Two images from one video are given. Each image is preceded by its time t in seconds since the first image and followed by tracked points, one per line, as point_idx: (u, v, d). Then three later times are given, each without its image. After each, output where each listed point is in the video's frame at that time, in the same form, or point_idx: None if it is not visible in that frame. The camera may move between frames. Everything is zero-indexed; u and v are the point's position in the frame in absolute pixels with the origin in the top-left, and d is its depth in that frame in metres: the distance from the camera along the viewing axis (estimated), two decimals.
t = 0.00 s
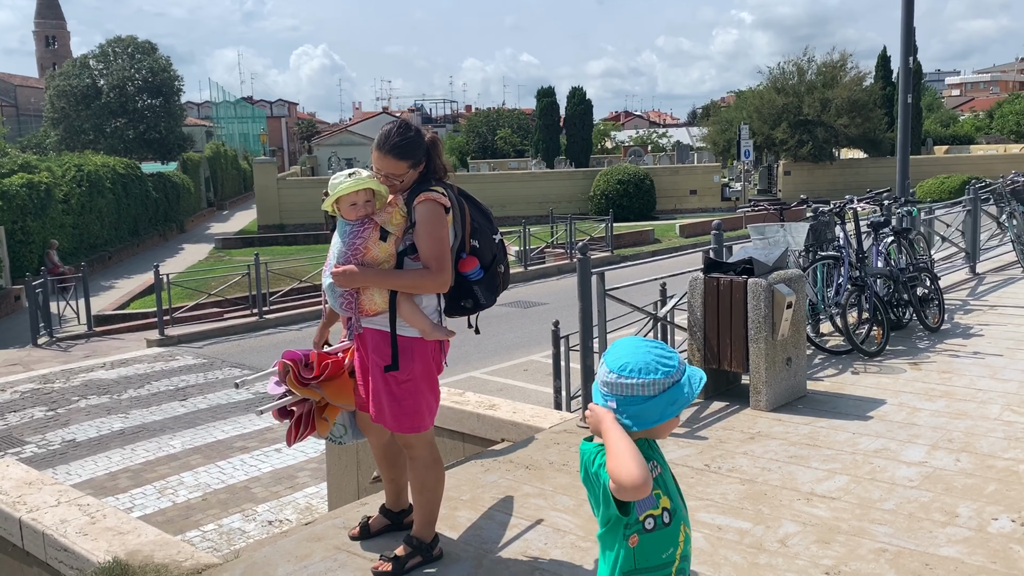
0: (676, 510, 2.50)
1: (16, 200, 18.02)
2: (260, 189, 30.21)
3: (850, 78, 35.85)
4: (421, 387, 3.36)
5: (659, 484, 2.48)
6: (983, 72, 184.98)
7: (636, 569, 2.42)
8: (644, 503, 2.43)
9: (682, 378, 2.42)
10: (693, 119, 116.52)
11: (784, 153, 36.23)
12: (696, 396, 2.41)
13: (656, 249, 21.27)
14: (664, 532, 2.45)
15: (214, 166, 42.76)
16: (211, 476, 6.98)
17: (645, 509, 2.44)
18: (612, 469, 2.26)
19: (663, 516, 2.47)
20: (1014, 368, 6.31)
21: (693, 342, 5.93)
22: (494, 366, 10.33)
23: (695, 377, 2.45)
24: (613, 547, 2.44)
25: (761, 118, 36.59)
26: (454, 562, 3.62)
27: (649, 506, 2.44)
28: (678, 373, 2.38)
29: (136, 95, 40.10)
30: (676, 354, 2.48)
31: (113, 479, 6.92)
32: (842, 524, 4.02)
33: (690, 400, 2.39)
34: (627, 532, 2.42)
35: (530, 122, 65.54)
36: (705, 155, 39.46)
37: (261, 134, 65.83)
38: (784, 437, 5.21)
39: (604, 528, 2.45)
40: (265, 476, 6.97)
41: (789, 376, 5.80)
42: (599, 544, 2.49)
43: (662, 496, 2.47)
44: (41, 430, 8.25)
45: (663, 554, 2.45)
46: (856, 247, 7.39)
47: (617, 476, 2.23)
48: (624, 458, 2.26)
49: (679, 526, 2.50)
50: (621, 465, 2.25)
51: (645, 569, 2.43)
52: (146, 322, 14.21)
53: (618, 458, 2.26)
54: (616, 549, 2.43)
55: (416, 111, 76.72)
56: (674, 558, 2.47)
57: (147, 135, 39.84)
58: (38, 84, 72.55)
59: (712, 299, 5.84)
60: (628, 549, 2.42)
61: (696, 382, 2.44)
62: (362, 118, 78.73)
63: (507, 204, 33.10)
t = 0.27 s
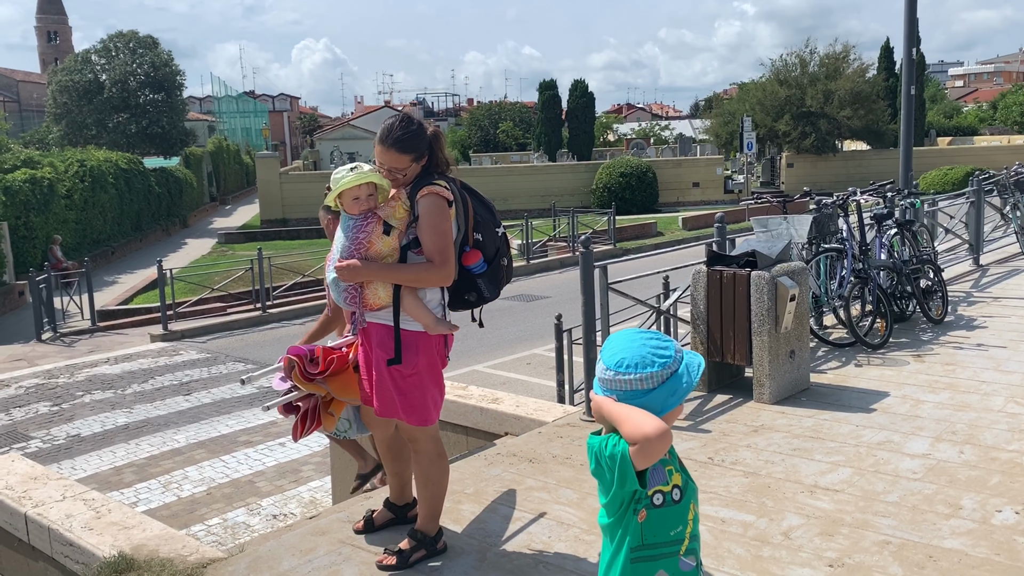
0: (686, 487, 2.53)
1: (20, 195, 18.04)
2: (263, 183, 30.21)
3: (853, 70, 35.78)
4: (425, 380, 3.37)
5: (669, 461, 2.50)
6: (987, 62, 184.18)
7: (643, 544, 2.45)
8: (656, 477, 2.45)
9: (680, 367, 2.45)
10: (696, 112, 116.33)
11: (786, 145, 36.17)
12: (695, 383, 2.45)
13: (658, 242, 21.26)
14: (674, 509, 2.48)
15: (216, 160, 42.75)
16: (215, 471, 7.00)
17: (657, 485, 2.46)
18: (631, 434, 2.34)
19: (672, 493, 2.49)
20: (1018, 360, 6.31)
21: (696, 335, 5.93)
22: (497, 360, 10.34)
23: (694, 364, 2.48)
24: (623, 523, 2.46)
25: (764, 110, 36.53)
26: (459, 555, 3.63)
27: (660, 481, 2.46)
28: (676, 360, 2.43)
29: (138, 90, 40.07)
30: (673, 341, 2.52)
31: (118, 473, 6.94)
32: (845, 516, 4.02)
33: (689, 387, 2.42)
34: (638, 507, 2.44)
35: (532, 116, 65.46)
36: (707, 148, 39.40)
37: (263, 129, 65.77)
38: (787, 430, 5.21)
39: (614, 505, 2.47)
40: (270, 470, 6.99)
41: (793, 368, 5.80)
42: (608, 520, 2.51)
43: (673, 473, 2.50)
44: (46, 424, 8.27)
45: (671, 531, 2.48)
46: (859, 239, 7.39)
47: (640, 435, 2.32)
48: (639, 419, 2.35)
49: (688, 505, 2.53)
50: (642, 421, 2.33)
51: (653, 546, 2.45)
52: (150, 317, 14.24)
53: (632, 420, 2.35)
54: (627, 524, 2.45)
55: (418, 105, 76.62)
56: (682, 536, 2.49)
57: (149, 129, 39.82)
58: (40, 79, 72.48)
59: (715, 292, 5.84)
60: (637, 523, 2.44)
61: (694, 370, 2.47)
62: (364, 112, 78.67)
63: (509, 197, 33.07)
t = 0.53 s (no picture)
0: (692, 478, 2.53)
1: (24, 191, 18.06)
2: (266, 179, 30.21)
3: (857, 65, 35.67)
4: (430, 377, 3.37)
5: (675, 451, 2.51)
6: (992, 57, 183.45)
7: (653, 536, 2.44)
8: (663, 468, 2.46)
9: (678, 360, 2.47)
10: (699, 107, 116.16)
11: (790, 141, 36.08)
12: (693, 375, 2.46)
13: (662, 238, 21.23)
14: (682, 499, 2.49)
15: (219, 156, 42.76)
16: (220, 466, 7.01)
17: (665, 475, 2.46)
18: (632, 426, 2.36)
19: (680, 484, 2.50)
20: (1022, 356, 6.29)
21: (700, 331, 5.93)
22: (501, 355, 10.35)
23: (690, 357, 2.51)
24: (634, 515, 2.46)
25: (768, 105, 36.44)
26: (462, 551, 3.64)
27: (667, 472, 2.47)
28: (673, 353, 2.44)
29: (142, 85, 40.09)
30: (671, 335, 2.53)
31: (122, 469, 6.96)
32: (850, 512, 4.02)
33: (687, 378, 2.43)
34: (647, 499, 2.44)
35: (535, 111, 65.35)
36: (711, 143, 39.32)
37: (266, 125, 65.76)
38: (791, 426, 5.20)
39: (623, 499, 2.47)
40: (274, 466, 7.00)
41: (797, 364, 5.79)
42: (618, 515, 2.51)
43: (680, 463, 2.51)
44: (51, 420, 8.30)
45: (680, 522, 2.48)
46: (863, 235, 7.38)
47: (641, 422, 2.33)
48: (639, 407, 2.37)
49: (696, 495, 2.53)
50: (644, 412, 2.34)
51: (663, 537, 2.46)
52: (154, 313, 14.27)
53: (632, 410, 2.37)
54: (637, 518, 2.45)
55: (421, 100, 76.53)
56: (691, 526, 2.50)
57: (152, 125, 39.82)
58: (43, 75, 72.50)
59: (719, 288, 5.83)
60: (647, 515, 2.44)
61: (691, 361, 2.50)
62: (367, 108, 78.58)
63: (512, 193, 33.04)
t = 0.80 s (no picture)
0: (689, 474, 2.51)
1: (25, 187, 18.07)
2: (267, 175, 30.20)
3: (859, 63, 35.61)
4: (433, 373, 3.37)
5: (671, 446, 2.49)
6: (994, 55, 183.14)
7: (650, 533, 2.44)
8: (656, 464, 2.45)
9: (677, 358, 2.45)
10: (701, 104, 116.10)
11: (792, 138, 36.04)
12: (692, 376, 2.45)
13: (663, 235, 21.21)
14: (678, 495, 2.47)
15: (220, 152, 42.74)
16: (220, 462, 7.02)
17: (658, 471, 2.45)
18: (621, 422, 2.35)
19: (677, 480, 2.48)
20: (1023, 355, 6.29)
21: (700, 328, 5.92)
22: (501, 352, 10.35)
23: (692, 355, 2.49)
24: (629, 512, 2.46)
25: (769, 103, 36.40)
26: (463, 547, 3.64)
27: (662, 468, 2.46)
28: (673, 353, 2.42)
29: (143, 81, 40.08)
30: (671, 335, 2.52)
31: (123, 464, 6.97)
32: (851, 510, 4.02)
33: (685, 377, 2.41)
34: (641, 495, 2.44)
35: (537, 108, 65.28)
36: (712, 141, 39.28)
37: (268, 121, 65.73)
38: (792, 423, 5.20)
39: (618, 496, 2.47)
40: (274, 462, 7.01)
41: (797, 362, 5.78)
42: (616, 512, 2.51)
43: (675, 458, 2.49)
44: (52, 415, 8.31)
45: (677, 518, 2.47)
46: (865, 233, 7.37)
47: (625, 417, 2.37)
48: (625, 399, 2.38)
49: (693, 491, 2.50)
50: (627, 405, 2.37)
51: (659, 534, 2.45)
52: (155, 309, 14.28)
53: (619, 402, 2.38)
54: (631, 515, 2.44)
55: (422, 96, 76.47)
56: (689, 521, 2.48)
57: (154, 121, 39.81)
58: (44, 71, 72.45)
59: (720, 286, 5.83)
60: (642, 511, 2.43)
61: (691, 360, 2.47)
62: (369, 104, 78.52)
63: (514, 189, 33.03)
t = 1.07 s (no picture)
0: (683, 474, 2.50)
1: (22, 181, 18.02)
2: (265, 171, 30.15)
3: (858, 61, 35.64)
4: (431, 369, 3.37)
5: (662, 446, 2.48)
6: (993, 54, 183.30)
7: (643, 534, 2.43)
8: (648, 465, 2.44)
9: (662, 349, 2.43)
10: (699, 102, 116.14)
11: (790, 136, 36.08)
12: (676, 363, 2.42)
13: (661, 233, 21.23)
14: (671, 495, 2.47)
15: (218, 148, 42.66)
16: (217, 458, 7.02)
17: (650, 473, 2.44)
18: (604, 421, 2.31)
19: (669, 480, 2.48)
20: (1020, 353, 6.30)
21: (698, 326, 5.93)
22: (499, 349, 10.35)
23: (675, 346, 2.46)
24: (622, 514, 2.46)
25: (768, 101, 36.43)
26: (460, 543, 3.64)
27: (654, 469, 2.45)
28: (656, 342, 2.40)
29: (141, 76, 40.00)
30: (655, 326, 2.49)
31: (119, 459, 6.96)
32: (847, 507, 4.02)
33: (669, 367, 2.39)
34: (633, 497, 2.44)
35: (535, 105, 65.25)
36: (711, 138, 39.30)
37: (266, 116, 65.63)
38: (789, 421, 5.21)
39: (611, 496, 2.47)
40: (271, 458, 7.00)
41: (794, 359, 5.79)
42: (611, 513, 2.52)
43: (667, 459, 2.48)
44: (48, 410, 8.29)
45: (671, 519, 2.46)
46: (862, 231, 7.38)
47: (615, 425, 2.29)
48: (612, 408, 2.33)
49: (686, 492, 2.51)
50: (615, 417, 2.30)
51: (653, 535, 2.44)
52: (152, 304, 14.26)
53: (606, 410, 2.33)
54: (624, 515, 2.45)
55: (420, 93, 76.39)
56: (683, 522, 2.48)
57: (151, 116, 39.72)
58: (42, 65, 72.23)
59: (718, 283, 5.83)
60: (635, 513, 2.43)
61: (675, 351, 2.45)
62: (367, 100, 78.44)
63: (512, 186, 33.03)
